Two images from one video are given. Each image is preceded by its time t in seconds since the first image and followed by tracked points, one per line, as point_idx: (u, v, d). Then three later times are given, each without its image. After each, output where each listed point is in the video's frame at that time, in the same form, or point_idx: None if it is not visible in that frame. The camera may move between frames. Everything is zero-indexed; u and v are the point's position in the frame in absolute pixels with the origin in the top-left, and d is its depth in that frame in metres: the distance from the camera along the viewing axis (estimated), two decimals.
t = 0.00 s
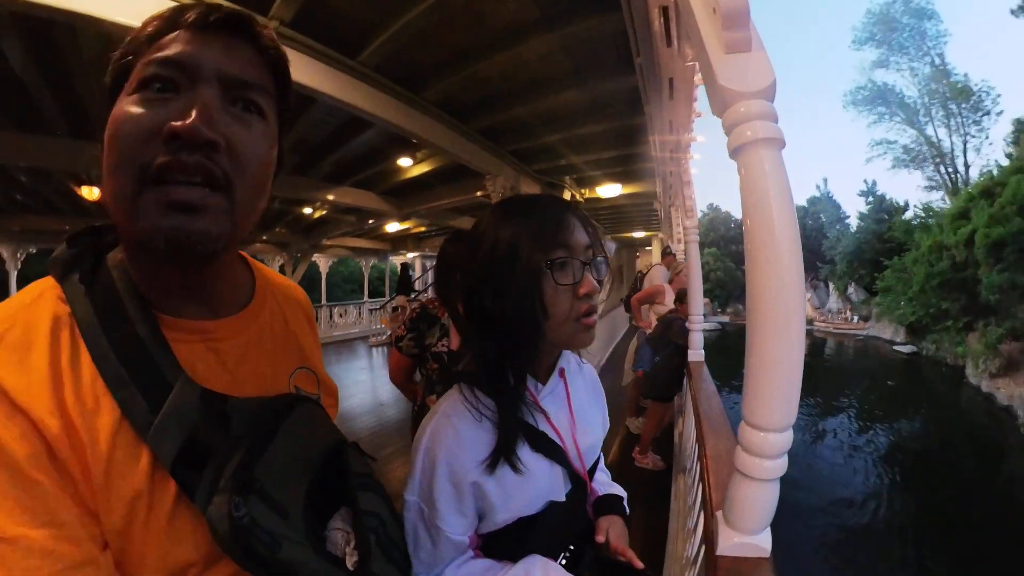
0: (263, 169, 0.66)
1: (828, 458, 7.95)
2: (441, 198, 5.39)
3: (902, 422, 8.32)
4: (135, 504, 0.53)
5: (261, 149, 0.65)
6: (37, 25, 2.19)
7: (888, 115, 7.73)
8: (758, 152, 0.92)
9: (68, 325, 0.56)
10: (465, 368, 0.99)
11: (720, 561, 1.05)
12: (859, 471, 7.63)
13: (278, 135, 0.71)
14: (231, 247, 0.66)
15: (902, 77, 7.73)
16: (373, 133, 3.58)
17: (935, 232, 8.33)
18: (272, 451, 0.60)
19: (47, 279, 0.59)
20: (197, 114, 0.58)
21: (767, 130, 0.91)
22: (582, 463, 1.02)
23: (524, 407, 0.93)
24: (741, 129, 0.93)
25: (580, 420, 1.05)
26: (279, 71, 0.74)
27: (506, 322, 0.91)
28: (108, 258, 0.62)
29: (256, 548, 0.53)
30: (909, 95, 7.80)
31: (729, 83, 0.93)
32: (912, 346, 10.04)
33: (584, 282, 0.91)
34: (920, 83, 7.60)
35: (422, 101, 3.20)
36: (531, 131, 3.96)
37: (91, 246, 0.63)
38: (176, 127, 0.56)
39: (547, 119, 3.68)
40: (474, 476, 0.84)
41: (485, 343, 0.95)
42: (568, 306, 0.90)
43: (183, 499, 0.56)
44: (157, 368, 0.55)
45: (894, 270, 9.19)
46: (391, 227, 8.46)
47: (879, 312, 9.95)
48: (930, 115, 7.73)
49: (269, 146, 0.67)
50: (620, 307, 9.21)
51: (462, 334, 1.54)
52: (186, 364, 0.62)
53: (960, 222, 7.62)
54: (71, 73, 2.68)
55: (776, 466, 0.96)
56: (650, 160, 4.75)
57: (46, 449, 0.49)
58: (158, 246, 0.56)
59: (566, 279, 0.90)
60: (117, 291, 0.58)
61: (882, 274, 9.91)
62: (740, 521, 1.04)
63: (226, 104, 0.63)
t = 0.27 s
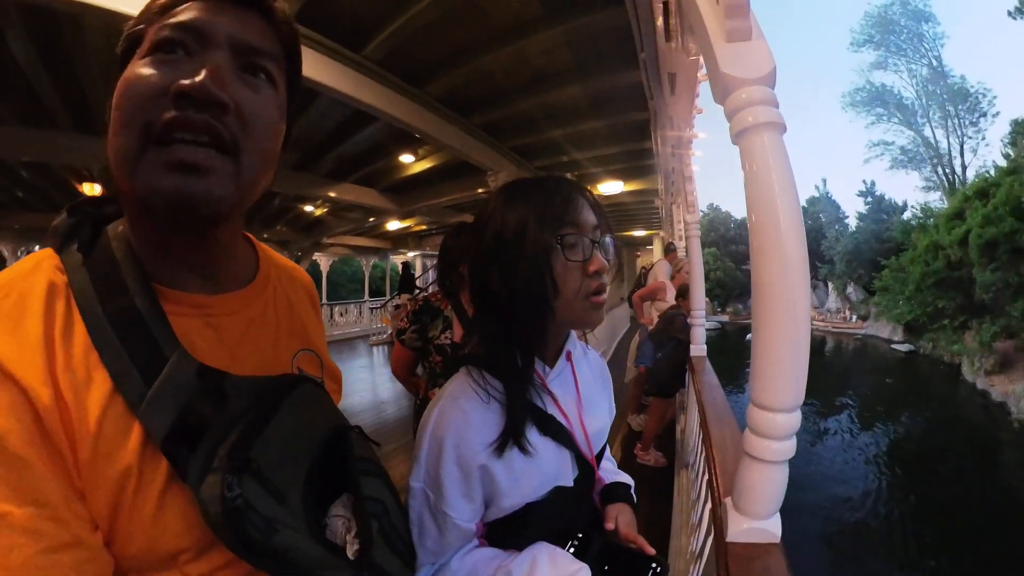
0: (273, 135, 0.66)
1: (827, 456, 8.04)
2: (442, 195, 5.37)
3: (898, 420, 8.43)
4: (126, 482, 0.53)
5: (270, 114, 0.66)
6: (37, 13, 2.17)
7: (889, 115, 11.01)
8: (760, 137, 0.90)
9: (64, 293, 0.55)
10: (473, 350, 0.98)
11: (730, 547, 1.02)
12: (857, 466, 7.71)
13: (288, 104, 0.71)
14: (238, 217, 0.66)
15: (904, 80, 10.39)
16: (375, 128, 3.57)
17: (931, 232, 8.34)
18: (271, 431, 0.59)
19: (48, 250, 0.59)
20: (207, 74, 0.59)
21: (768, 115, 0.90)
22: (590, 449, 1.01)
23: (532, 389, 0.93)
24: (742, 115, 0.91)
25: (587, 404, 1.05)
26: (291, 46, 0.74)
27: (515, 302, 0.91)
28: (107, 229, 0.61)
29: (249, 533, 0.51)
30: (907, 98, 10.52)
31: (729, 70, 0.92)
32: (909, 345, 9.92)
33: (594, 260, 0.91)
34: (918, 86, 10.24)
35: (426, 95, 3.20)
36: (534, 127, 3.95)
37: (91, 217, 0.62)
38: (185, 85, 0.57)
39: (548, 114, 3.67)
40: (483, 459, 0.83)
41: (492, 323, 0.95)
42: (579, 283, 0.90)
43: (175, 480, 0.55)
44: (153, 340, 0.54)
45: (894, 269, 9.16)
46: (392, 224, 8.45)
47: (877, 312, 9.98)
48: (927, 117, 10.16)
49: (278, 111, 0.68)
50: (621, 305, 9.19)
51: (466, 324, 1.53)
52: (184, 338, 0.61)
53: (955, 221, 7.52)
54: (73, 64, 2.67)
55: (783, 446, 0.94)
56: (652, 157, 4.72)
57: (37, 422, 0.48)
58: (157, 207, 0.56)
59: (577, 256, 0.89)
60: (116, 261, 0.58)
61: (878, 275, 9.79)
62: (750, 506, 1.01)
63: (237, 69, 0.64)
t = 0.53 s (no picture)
0: (277, 124, 0.66)
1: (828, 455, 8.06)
2: (444, 194, 5.36)
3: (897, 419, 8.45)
4: (125, 479, 0.52)
5: (274, 101, 0.65)
6: (39, 12, 2.17)
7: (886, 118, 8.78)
8: (764, 134, 0.89)
9: (66, 285, 0.54)
10: (478, 345, 0.97)
11: (736, 544, 1.01)
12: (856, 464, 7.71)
13: (293, 93, 0.71)
14: (241, 210, 0.65)
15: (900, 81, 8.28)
16: (377, 127, 3.57)
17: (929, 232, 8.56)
18: (275, 427, 0.57)
19: (51, 242, 0.58)
20: (209, 56, 0.59)
21: (772, 112, 0.89)
22: (595, 445, 1.01)
23: (538, 384, 0.92)
24: (747, 112, 0.90)
25: (593, 400, 1.04)
26: (298, 38, 0.74)
27: (519, 297, 0.90)
28: (111, 221, 0.61)
29: (252, 533, 0.50)
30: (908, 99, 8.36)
31: (733, 68, 0.91)
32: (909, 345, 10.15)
33: (600, 254, 0.90)
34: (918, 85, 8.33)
35: (428, 94, 3.18)
36: (535, 126, 3.94)
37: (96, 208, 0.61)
38: (185, 67, 0.56)
39: (550, 113, 3.66)
40: (489, 455, 0.82)
41: (496, 317, 0.94)
42: (586, 277, 0.89)
43: (176, 478, 0.54)
44: (155, 334, 0.53)
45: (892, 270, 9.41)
46: (392, 224, 8.45)
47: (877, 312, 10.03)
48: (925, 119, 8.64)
49: (283, 99, 0.67)
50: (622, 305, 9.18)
51: (469, 322, 1.51)
52: (187, 331, 0.60)
53: (950, 223, 7.70)
54: (75, 63, 2.66)
55: (790, 442, 0.93)
56: (654, 156, 4.71)
57: (37, 418, 0.47)
58: (152, 193, 0.55)
59: (583, 250, 0.88)
60: (118, 252, 0.57)
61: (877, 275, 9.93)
62: (756, 503, 1.00)
63: (241, 54, 0.64)
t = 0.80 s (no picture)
0: (275, 118, 0.65)
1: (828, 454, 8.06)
2: (444, 193, 5.35)
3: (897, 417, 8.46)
4: (123, 480, 0.51)
5: (272, 95, 0.64)
6: (39, 11, 2.16)
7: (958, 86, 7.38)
8: (769, 133, 0.88)
9: (65, 282, 0.53)
10: (481, 345, 0.96)
11: (740, 544, 1.00)
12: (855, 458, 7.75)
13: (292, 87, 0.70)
14: (241, 207, 0.64)
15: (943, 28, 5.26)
16: (377, 125, 3.56)
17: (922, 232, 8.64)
18: (276, 428, 0.57)
19: (51, 239, 0.57)
20: (203, 47, 0.58)
21: (777, 109, 0.88)
22: (598, 445, 1.00)
23: (540, 384, 0.92)
24: (751, 110, 0.89)
25: (595, 400, 1.03)
26: (298, 33, 0.73)
27: (521, 295, 0.89)
28: (110, 218, 0.60)
29: (253, 536, 0.49)
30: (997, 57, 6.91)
31: (738, 66, 0.90)
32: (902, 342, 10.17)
33: (602, 253, 0.89)
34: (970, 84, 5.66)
35: (428, 92, 3.17)
36: (535, 125, 3.93)
37: (95, 205, 0.60)
38: (179, 59, 0.56)
39: (551, 112, 3.65)
40: (491, 454, 0.81)
41: (498, 316, 0.93)
42: (588, 276, 0.87)
43: (175, 479, 0.53)
44: (154, 334, 0.52)
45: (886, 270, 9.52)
46: (392, 224, 8.44)
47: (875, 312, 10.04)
48: None
49: (281, 94, 0.66)
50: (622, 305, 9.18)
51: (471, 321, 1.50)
52: (186, 330, 0.59)
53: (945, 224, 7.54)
54: (75, 62, 2.65)
55: (794, 441, 0.92)
56: (654, 155, 4.70)
57: (35, 418, 0.46)
58: (145, 184, 0.54)
59: (586, 248, 0.87)
60: (116, 249, 0.56)
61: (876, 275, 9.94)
62: (760, 503, 0.99)
63: (237, 47, 0.63)
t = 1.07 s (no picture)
0: (277, 116, 0.63)
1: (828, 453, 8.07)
2: (444, 193, 5.34)
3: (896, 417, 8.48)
4: (120, 488, 0.49)
5: (273, 93, 0.63)
6: (38, 10, 2.14)
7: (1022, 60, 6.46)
8: (775, 132, 0.87)
9: (61, 283, 0.52)
10: (484, 346, 0.95)
11: (746, 547, 0.99)
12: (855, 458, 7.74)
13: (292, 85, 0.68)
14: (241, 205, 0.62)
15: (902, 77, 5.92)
16: (377, 124, 3.54)
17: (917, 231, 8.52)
18: (277, 430, 0.55)
19: (47, 240, 0.56)
20: (204, 45, 0.56)
21: (783, 110, 0.86)
22: (603, 448, 0.98)
23: (545, 386, 0.90)
24: (757, 110, 0.87)
25: (600, 401, 1.02)
26: (297, 30, 0.71)
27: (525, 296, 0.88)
28: (107, 217, 0.58)
29: (255, 543, 0.47)
30: None
31: (744, 66, 0.88)
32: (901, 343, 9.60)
33: (607, 252, 0.88)
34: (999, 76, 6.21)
35: (429, 91, 3.16)
36: (536, 124, 3.92)
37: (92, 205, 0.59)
38: (179, 56, 0.54)
39: (552, 112, 3.63)
40: (495, 457, 0.79)
41: (501, 317, 0.92)
42: (593, 276, 0.86)
43: (173, 485, 0.51)
44: (153, 336, 0.51)
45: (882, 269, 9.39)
46: (393, 223, 8.43)
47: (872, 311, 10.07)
48: None
49: (281, 91, 0.65)
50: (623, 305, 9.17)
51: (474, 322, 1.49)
52: (185, 332, 0.58)
53: (941, 224, 7.52)
54: (74, 61, 2.64)
55: (801, 444, 0.91)
56: (655, 155, 4.69)
57: (29, 423, 0.45)
58: (148, 185, 0.52)
59: (591, 248, 0.86)
60: (113, 249, 0.54)
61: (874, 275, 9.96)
62: (766, 505, 0.97)
63: (237, 44, 0.61)
